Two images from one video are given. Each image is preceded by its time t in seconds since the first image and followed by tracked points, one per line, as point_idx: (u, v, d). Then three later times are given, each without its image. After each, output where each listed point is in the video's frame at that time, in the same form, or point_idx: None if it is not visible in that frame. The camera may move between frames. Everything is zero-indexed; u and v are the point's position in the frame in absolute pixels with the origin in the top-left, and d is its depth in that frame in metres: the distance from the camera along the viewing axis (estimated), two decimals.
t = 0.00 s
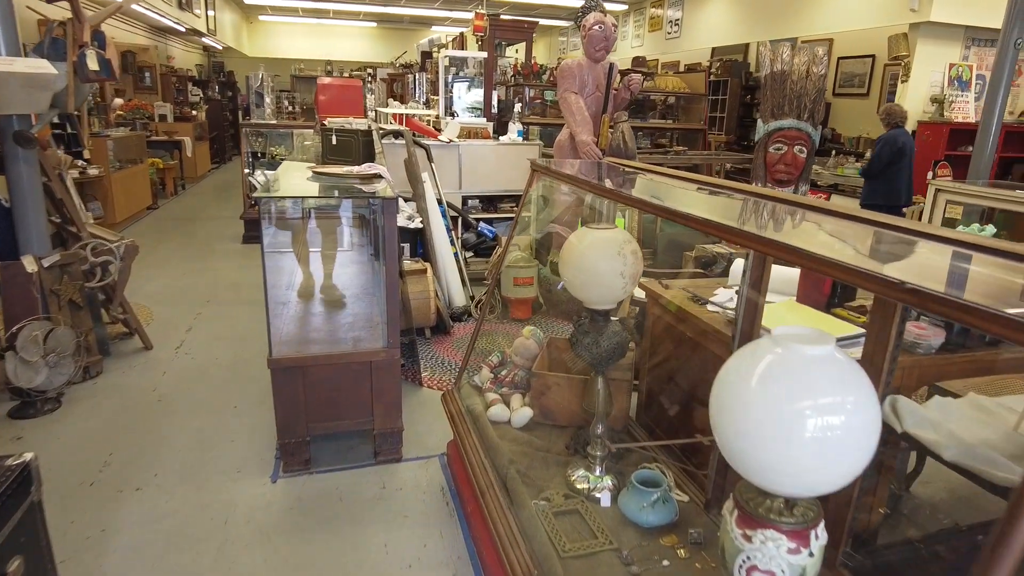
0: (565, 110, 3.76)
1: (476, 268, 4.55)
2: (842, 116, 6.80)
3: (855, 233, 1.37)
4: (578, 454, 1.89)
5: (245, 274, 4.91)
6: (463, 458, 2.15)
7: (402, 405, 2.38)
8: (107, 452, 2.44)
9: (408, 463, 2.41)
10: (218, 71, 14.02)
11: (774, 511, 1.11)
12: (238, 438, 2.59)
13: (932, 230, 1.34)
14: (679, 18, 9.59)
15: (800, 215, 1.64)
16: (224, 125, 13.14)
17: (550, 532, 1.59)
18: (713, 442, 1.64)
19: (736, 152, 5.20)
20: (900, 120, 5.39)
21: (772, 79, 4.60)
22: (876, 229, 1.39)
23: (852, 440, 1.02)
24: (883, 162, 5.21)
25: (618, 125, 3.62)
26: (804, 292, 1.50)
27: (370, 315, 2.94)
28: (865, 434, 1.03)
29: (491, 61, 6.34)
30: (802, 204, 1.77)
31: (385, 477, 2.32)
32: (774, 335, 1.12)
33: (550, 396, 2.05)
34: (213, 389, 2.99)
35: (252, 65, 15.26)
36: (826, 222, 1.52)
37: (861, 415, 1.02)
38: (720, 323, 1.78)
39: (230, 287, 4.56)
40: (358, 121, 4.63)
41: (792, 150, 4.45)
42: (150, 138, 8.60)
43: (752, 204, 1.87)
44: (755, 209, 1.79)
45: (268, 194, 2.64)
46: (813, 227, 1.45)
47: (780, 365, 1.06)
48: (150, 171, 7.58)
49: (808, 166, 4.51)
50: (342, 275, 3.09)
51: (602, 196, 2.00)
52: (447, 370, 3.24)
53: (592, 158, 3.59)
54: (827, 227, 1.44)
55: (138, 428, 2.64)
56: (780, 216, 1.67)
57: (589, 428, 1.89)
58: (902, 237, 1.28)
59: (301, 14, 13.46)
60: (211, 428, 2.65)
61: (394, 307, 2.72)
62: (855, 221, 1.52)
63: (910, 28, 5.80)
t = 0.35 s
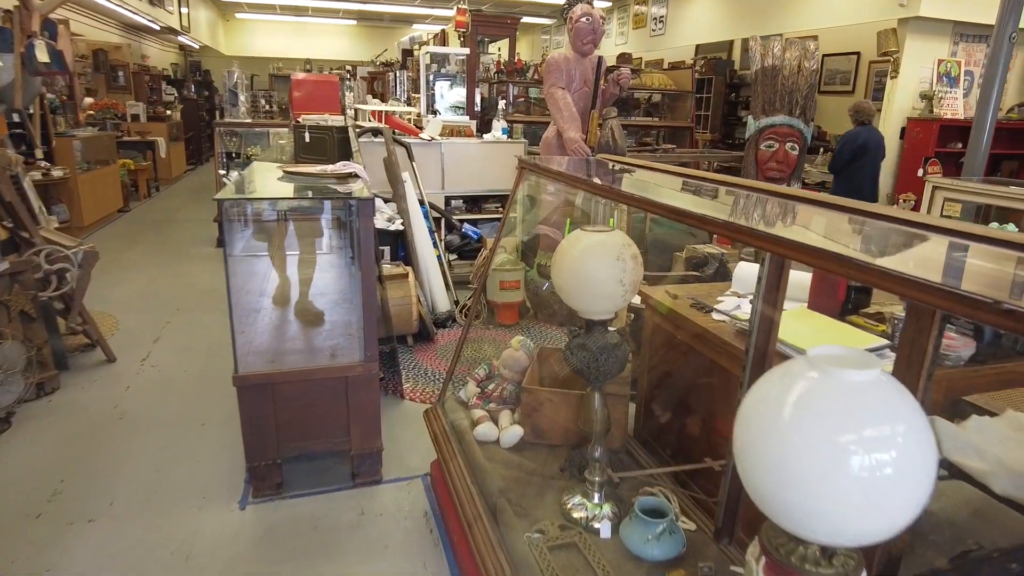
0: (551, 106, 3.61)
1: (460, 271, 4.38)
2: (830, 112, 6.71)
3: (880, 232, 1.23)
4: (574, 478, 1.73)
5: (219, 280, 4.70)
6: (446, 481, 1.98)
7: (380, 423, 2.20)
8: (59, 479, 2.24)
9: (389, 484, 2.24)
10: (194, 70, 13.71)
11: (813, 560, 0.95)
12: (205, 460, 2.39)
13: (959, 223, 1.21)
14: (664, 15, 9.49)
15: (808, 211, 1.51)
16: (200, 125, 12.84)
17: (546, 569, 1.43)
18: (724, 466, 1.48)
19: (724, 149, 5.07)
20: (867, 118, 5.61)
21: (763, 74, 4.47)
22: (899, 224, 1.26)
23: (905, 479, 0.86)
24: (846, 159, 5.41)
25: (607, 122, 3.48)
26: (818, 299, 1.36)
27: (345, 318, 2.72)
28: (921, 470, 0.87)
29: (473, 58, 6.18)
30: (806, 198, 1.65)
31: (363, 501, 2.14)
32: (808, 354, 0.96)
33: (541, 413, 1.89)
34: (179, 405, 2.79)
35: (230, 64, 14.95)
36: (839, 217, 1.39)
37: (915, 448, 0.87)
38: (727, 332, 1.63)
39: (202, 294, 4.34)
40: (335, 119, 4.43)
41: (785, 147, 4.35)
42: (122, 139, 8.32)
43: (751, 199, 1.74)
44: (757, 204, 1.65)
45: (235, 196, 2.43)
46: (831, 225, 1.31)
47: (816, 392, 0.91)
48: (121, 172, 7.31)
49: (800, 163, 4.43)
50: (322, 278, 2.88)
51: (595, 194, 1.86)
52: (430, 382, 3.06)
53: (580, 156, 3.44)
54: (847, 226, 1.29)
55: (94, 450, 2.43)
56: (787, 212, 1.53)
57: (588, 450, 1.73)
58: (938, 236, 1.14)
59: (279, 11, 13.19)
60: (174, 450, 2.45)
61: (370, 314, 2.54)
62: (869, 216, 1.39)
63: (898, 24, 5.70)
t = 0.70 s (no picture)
0: (539, 107, 3.45)
1: (445, 279, 4.22)
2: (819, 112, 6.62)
3: (923, 251, 1.08)
4: (572, 519, 1.56)
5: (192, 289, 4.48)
6: (431, 520, 1.80)
7: (358, 452, 2.02)
8: (4, 518, 2.04)
9: (370, 517, 2.07)
10: (170, 69, 13.39)
11: None
12: (169, 493, 2.20)
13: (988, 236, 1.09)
14: (650, 14, 9.38)
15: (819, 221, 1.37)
16: (178, 126, 12.54)
17: None
18: (740, 511, 1.32)
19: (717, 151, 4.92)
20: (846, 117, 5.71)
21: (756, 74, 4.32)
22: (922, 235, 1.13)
23: (991, 567, 0.68)
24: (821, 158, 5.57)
25: (597, 123, 3.32)
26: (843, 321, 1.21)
27: (324, 332, 2.45)
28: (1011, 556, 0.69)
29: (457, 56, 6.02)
30: (810, 206, 1.52)
31: (341, 538, 1.97)
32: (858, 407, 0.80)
33: (535, 444, 1.73)
34: (143, 429, 2.59)
35: (209, 63, 14.64)
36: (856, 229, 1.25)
37: (1000, 527, 0.69)
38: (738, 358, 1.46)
39: (174, 305, 4.13)
40: (313, 120, 4.23)
41: (778, 149, 4.22)
42: (93, 140, 8.04)
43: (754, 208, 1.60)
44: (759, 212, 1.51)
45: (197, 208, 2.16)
46: (854, 242, 1.16)
47: (871, 457, 0.74)
48: (92, 175, 7.04)
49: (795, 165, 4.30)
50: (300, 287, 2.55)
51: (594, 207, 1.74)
52: (414, 400, 2.88)
53: (570, 159, 3.28)
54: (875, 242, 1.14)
55: (47, 483, 2.23)
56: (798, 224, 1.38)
57: (587, 487, 1.57)
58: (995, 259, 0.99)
59: (258, 9, 12.91)
60: (135, 482, 2.26)
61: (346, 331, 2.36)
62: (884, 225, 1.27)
63: (890, 22, 5.60)
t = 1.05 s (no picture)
0: (544, 108, 3.31)
1: (445, 285, 4.07)
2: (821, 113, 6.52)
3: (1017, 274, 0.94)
4: (598, 562, 1.42)
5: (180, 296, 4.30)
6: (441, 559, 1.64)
7: (360, 483, 1.87)
8: None
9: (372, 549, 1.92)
10: (159, 68, 13.14)
11: None
12: (154, 524, 2.04)
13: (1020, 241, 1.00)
14: (648, 13, 9.25)
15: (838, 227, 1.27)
16: (168, 126, 12.32)
17: None
18: (791, 560, 1.18)
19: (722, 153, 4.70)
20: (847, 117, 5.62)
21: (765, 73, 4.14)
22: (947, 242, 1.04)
23: None
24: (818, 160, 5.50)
25: (605, 124, 3.17)
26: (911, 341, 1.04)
27: (321, 343, 2.27)
28: None
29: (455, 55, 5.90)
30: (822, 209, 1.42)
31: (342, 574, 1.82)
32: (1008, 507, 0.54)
33: (555, 476, 1.58)
34: (128, 453, 2.42)
35: (199, 62, 14.41)
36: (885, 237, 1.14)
37: None
38: (783, 386, 1.31)
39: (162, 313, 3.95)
40: (307, 121, 4.07)
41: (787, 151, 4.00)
42: (79, 141, 7.83)
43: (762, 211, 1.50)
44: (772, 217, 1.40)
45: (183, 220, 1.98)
46: (881, 251, 1.06)
47: (1000, 536, 0.61)
48: (78, 177, 6.84)
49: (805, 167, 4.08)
50: (294, 295, 2.33)
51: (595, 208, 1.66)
52: (416, 417, 2.73)
53: (576, 162, 3.15)
54: (911, 252, 1.04)
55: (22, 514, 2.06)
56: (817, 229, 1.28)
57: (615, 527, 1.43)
58: None
59: (249, 7, 12.71)
60: (118, 512, 2.09)
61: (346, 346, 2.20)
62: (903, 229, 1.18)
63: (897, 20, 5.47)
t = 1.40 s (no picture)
0: (556, 110, 3.16)
1: (451, 294, 3.95)
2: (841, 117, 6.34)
3: None
4: None
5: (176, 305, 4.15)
6: None
7: (368, 522, 1.83)
8: None
9: None
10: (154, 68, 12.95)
11: None
12: (144, 563, 1.89)
13: None
14: (654, 12, 9.11)
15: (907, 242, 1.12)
16: (164, 127, 12.13)
17: None
18: None
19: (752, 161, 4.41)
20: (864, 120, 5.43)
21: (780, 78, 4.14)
22: (953, 250, 1.01)
23: None
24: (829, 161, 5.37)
25: (621, 128, 3.03)
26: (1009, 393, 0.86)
27: (322, 354, 2.11)
28: None
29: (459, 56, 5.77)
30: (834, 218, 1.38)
31: None
32: None
33: (587, 521, 1.43)
34: (118, 480, 2.27)
35: (196, 61, 14.23)
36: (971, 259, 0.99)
37: None
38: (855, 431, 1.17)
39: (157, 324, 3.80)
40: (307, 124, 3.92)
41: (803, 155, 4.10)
42: (73, 142, 7.66)
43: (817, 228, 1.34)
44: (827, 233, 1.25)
45: (177, 237, 1.81)
46: (945, 272, 0.94)
47: None
48: (71, 180, 6.67)
49: (820, 173, 4.19)
50: (295, 305, 2.19)
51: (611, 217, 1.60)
52: (425, 439, 2.58)
53: (590, 168, 3.00)
54: (925, 259, 1.00)
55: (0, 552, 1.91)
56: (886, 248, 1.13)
57: None
58: None
59: (246, 6, 12.52)
60: (105, 549, 1.94)
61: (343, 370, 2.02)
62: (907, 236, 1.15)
63: (913, 20, 5.32)
